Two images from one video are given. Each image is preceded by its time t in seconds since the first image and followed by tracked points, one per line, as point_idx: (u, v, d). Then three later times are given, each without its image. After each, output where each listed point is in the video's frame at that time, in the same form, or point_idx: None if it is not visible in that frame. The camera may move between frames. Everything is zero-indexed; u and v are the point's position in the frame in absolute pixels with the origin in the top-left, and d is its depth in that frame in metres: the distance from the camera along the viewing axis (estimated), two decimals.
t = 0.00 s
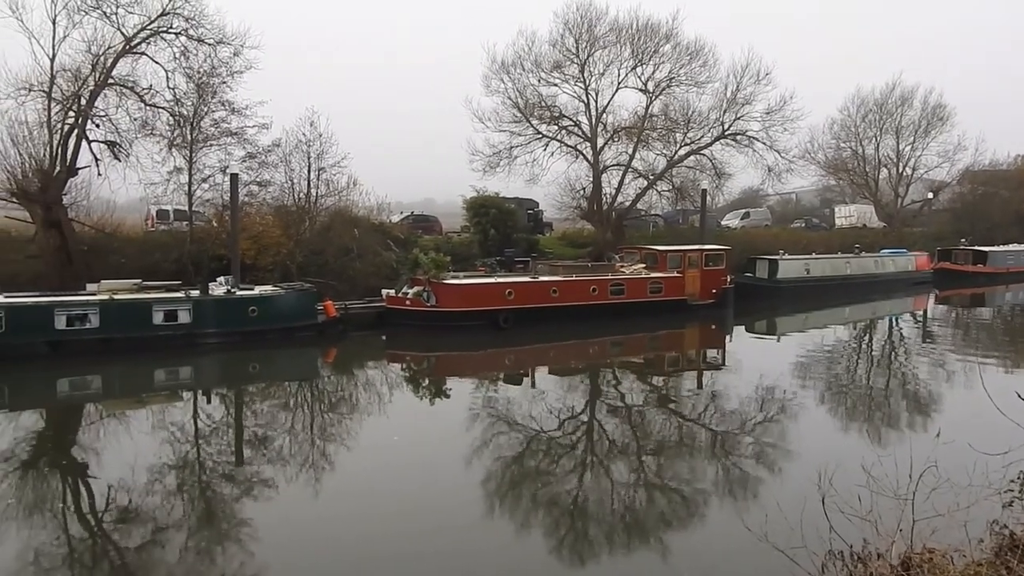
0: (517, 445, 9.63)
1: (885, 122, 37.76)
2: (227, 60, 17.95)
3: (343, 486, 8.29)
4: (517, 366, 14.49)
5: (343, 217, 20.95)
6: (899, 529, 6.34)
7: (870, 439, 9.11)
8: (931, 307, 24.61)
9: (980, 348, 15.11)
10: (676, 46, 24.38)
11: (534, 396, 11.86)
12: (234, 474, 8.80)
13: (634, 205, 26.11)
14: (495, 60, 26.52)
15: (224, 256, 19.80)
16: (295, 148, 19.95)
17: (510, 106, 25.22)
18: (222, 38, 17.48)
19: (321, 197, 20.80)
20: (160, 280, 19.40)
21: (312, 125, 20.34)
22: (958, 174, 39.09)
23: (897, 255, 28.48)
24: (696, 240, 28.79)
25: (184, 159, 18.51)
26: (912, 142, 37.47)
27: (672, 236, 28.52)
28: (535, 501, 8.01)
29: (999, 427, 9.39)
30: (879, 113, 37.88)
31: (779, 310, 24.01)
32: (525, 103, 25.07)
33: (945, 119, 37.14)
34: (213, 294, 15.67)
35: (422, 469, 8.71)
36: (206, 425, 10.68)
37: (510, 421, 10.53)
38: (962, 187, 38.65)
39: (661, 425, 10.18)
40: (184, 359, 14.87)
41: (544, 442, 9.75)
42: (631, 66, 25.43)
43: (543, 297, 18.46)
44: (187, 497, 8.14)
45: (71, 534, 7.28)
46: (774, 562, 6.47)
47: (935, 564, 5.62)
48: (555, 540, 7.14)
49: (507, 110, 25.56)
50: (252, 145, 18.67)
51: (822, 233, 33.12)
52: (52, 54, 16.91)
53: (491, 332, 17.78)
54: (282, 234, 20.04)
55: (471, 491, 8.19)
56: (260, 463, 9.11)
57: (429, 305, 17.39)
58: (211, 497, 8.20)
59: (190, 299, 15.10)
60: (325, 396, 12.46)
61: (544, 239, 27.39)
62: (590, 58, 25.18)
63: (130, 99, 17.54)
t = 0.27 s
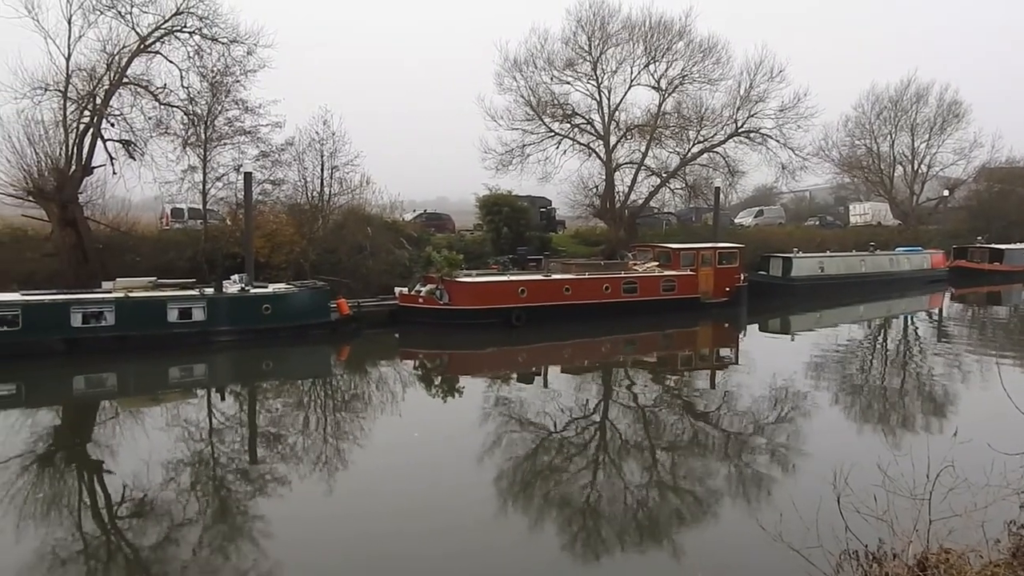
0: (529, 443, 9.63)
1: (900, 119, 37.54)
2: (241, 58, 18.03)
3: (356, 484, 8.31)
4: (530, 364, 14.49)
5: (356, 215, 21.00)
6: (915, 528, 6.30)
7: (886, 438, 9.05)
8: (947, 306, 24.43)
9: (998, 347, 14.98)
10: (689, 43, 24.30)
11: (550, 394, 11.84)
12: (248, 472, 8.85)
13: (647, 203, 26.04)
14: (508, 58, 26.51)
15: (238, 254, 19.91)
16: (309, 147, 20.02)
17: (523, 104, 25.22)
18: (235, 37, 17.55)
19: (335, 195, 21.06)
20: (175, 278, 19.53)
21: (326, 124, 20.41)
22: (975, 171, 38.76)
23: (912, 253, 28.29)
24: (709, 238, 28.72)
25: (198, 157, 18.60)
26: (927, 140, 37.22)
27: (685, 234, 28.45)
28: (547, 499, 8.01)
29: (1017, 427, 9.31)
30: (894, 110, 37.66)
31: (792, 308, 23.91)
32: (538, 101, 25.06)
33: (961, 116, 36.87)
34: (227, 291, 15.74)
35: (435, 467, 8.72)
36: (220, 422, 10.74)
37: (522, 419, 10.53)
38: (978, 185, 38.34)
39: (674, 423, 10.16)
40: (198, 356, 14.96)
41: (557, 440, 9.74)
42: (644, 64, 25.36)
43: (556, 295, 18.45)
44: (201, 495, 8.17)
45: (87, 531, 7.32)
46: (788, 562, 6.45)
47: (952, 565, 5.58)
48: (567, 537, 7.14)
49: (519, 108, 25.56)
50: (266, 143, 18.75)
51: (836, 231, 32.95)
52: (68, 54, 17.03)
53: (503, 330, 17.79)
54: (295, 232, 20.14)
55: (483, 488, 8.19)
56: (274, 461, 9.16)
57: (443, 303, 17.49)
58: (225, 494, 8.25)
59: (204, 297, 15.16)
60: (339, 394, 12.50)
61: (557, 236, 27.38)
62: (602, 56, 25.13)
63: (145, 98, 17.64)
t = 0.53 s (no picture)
0: (540, 442, 9.62)
1: (914, 117, 37.37)
2: (253, 57, 18.10)
3: (368, 482, 8.33)
4: (541, 362, 14.49)
5: (367, 214, 21.05)
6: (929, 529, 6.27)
7: (899, 438, 9.01)
8: (960, 305, 24.28)
9: (1014, 347, 14.88)
10: (701, 41, 24.25)
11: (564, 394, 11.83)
12: (259, 469, 8.88)
13: (658, 201, 25.98)
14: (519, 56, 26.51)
15: (250, 252, 19.99)
16: (321, 145, 20.08)
17: (534, 103, 25.22)
18: (248, 36, 17.60)
19: (346, 193, 21.18)
20: (187, 276, 19.63)
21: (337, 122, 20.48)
22: (989, 170, 38.50)
23: (925, 252, 28.13)
24: (720, 236, 28.66)
25: (211, 156, 18.67)
26: (941, 138, 37.02)
27: (696, 232, 28.40)
28: (558, 498, 8.01)
29: None
30: (907, 108, 37.47)
31: (804, 307, 23.83)
32: (549, 99, 25.05)
33: (975, 114, 36.65)
34: (239, 289, 15.81)
35: (446, 466, 8.74)
36: (232, 420, 10.78)
37: (533, 418, 10.53)
38: (993, 183, 38.09)
39: (685, 422, 10.14)
40: (209, 354, 15.03)
41: (568, 439, 9.74)
42: (656, 62, 25.31)
43: (566, 294, 18.44)
44: (212, 493, 8.19)
45: (100, 529, 7.35)
46: (801, 562, 6.43)
47: (967, 566, 5.55)
48: (578, 536, 7.13)
49: (531, 106, 25.55)
50: (278, 142, 18.82)
51: (848, 230, 32.81)
52: (81, 53, 17.12)
53: (514, 328, 17.81)
54: (307, 230, 20.21)
55: (494, 487, 8.20)
56: (285, 458, 9.19)
57: (453, 301, 17.47)
58: (237, 491, 8.28)
59: (216, 295, 15.21)
60: (350, 392, 12.53)
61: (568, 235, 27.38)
62: (614, 54, 25.10)
63: (158, 97, 17.73)
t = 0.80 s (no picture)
0: (552, 440, 9.62)
1: (929, 115, 37.10)
2: (267, 56, 18.17)
3: (381, 480, 8.34)
4: (553, 361, 14.49)
5: (380, 212, 21.10)
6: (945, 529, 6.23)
7: (915, 438, 8.95)
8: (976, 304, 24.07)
9: None
10: (715, 39, 24.17)
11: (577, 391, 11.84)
12: (273, 466, 8.92)
13: (671, 200, 25.90)
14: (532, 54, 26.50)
15: (264, 250, 20.08)
16: (334, 143, 20.14)
17: (547, 101, 25.22)
18: (262, 35, 17.67)
19: (359, 192, 21.17)
20: (202, 274, 19.74)
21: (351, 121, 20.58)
22: (1006, 168, 38.15)
23: (940, 250, 27.92)
24: (733, 235, 28.59)
25: (225, 154, 18.74)
26: (957, 136, 36.74)
27: (709, 231, 28.32)
28: (571, 496, 8.01)
29: None
30: (923, 106, 37.21)
31: (817, 305, 23.73)
32: (562, 97, 25.03)
33: (992, 112, 36.35)
34: (253, 287, 15.88)
35: (458, 464, 8.76)
36: (246, 417, 10.83)
37: (545, 416, 10.53)
38: (1010, 182, 37.73)
39: (697, 421, 10.11)
40: (222, 352, 15.11)
41: (580, 438, 9.73)
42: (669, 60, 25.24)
43: (578, 292, 18.43)
44: (226, 489, 8.24)
45: (115, 524, 7.41)
46: (816, 561, 6.40)
47: (983, 566, 5.51)
48: (590, 535, 7.13)
49: (543, 104, 25.54)
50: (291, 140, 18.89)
51: (863, 228, 32.63)
52: (97, 52, 17.24)
53: (526, 326, 17.82)
54: (320, 228, 20.29)
55: (507, 485, 8.20)
56: (299, 455, 9.23)
57: (466, 299, 17.47)
58: (251, 488, 8.33)
59: (230, 293, 15.28)
60: (363, 390, 12.57)
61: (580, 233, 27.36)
62: (627, 52, 25.06)
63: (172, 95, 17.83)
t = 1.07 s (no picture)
0: (563, 439, 9.63)
1: (943, 113, 36.86)
2: (279, 55, 18.24)
3: (392, 478, 8.36)
4: (564, 359, 14.48)
5: (391, 210, 21.13)
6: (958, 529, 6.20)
7: (928, 438, 8.91)
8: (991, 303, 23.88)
9: None
10: (727, 37, 24.09)
11: (590, 390, 11.85)
12: (284, 464, 8.96)
13: (683, 198, 25.82)
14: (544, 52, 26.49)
15: (276, 248, 20.14)
16: (346, 142, 20.20)
17: (558, 99, 25.20)
18: (274, 33, 17.73)
19: (370, 190, 21.60)
20: (214, 272, 19.84)
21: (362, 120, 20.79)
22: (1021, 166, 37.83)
23: (954, 249, 27.71)
24: (745, 233, 28.50)
25: (237, 153, 18.81)
26: (971, 134, 36.48)
27: (721, 230, 28.24)
28: (581, 495, 8.01)
29: None
30: (937, 104, 36.97)
31: (830, 304, 23.63)
32: (574, 95, 25.01)
33: (1007, 110, 36.07)
34: (265, 285, 15.95)
35: (469, 462, 8.78)
36: (257, 414, 10.87)
37: (555, 415, 10.54)
38: None
39: (708, 420, 10.08)
40: (233, 349, 15.17)
41: (590, 437, 9.73)
42: (681, 58, 25.18)
43: (590, 291, 18.42)
44: (238, 486, 8.29)
45: (128, 520, 7.47)
46: (828, 561, 6.37)
47: (998, 566, 5.48)
48: (600, 534, 7.12)
49: (555, 102, 25.52)
50: (303, 139, 18.96)
51: (876, 227, 32.46)
52: (111, 51, 17.35)
53: (537, 325, 17.83)
54: (331, 227, 20.36)
55: (518, 484, 8.21)
56: (310, 453, 9.26)
57: (477, 297, 17.51)
58: (262, 485, 8.37)
59: (242, 291, 15.36)
60: (374, 388, 12.60)
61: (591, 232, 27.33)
62: (639, 50, 25.01)
63: (185, 94, 17.92)
